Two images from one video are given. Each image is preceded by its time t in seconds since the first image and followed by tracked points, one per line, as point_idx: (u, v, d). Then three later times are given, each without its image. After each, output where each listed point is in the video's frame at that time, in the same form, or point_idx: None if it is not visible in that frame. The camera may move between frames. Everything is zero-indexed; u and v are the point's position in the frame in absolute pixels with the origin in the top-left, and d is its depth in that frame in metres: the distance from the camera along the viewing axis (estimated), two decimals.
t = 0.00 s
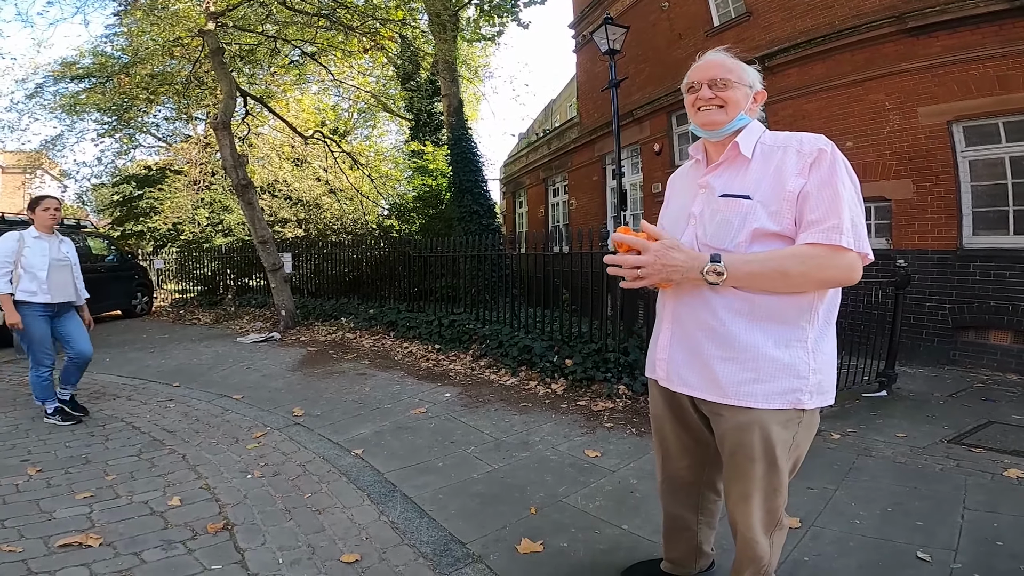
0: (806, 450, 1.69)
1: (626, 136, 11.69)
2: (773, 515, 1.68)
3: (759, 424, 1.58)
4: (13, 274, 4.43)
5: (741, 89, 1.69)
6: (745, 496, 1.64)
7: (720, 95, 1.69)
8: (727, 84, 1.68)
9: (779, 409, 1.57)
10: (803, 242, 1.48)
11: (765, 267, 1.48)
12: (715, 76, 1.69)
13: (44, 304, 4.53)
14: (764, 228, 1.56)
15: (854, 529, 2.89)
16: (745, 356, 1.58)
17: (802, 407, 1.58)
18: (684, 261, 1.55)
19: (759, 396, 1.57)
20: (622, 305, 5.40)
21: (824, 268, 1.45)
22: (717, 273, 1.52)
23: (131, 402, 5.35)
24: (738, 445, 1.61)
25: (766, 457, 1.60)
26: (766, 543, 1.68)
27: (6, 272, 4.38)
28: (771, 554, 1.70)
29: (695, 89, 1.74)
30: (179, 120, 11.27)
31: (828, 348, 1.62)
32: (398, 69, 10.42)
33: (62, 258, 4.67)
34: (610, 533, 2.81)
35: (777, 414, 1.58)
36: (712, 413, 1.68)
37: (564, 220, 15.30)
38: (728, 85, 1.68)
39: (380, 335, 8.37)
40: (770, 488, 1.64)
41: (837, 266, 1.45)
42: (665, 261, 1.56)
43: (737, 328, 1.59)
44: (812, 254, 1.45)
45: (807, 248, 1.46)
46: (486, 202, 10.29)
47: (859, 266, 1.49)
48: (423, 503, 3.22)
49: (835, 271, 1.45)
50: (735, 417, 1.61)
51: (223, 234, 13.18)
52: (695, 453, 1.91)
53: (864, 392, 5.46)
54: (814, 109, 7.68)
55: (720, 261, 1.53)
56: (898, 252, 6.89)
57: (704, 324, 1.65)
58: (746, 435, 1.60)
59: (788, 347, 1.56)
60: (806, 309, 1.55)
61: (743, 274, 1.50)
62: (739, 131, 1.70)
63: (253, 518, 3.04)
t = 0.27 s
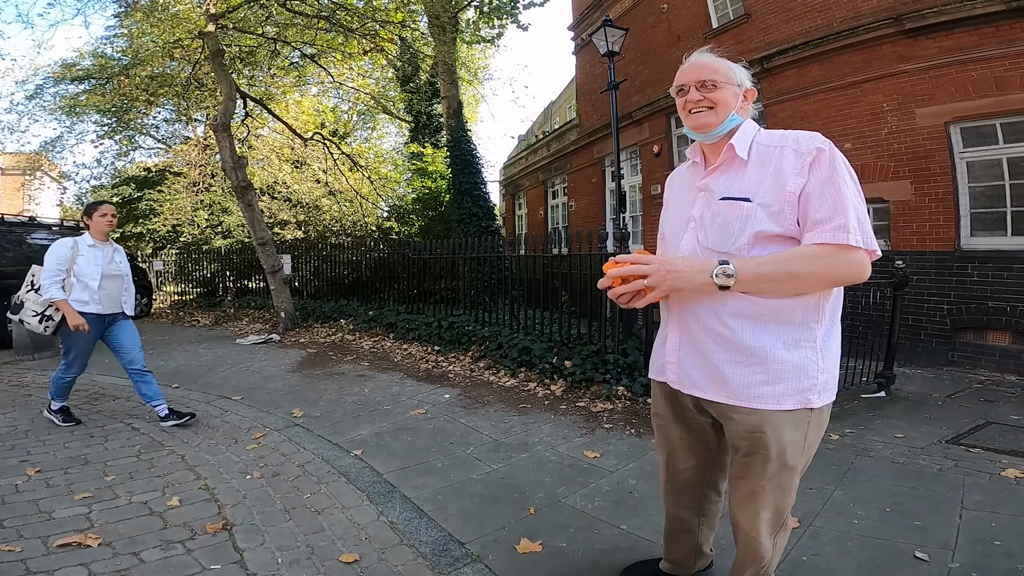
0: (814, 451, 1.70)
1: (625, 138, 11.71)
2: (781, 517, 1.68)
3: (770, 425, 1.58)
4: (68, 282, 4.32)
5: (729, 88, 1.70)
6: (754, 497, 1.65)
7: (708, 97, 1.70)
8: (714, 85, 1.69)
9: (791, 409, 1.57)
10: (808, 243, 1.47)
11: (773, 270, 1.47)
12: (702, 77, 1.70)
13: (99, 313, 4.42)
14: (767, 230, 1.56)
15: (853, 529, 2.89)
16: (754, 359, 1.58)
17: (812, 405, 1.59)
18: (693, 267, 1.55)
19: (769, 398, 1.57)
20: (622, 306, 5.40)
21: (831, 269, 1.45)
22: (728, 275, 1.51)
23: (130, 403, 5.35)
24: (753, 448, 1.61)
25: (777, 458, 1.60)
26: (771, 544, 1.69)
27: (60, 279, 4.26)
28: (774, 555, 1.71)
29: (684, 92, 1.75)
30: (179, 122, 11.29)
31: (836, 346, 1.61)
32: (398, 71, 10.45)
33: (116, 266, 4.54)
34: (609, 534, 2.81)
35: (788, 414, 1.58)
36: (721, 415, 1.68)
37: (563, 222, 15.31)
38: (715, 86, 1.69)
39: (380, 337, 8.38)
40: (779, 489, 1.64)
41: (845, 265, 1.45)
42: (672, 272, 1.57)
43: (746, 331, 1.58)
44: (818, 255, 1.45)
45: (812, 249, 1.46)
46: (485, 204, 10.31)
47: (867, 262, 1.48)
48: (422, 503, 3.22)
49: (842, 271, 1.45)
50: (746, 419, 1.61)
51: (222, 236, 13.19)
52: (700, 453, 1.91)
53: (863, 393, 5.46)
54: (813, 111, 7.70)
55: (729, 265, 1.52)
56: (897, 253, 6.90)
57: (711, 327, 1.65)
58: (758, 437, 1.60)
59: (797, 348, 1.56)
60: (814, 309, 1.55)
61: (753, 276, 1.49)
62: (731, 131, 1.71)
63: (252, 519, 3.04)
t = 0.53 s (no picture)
0: (817, 455, 1.70)
1: (626, 140, 11.73)
2: (783, 519, 1.68)
3: (773, 428, 1.58)
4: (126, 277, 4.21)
5: (740, 92, 1.70)
6: (757, 499, 1.64)
7: (719, 100, 1.70)
8: (725, 88, 1.69)
9: (793, 413, 1.57)
10: (816, 247, 1.47)
11: (779, 272, 1.47)
12: (714, 80, 1.70)
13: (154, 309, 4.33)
14: (773, 233, 1.56)
15: (855, 531, 2.89)
16: (758, 361, 1.58)
17: (815, 410, 1.59)
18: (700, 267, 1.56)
19: (772, 401, 1.57)
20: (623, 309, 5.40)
21: (837, 273, 1.45)
22: (734, 277, 1.51)
23: (131, 405, 5.35)
24: (756, 451, 1.61)
25: (780, 461, 1.60)
26: (774, 547, 1.69)
27: (119, 273, 4.16)
28: (778, 558, 1.71)
29: (695, 95, 1.76)
30: (179, 124, 11.29)
31: (840, 351, 1.61)
32: (398, 73, 10.45)
33: (172, 261, 4.50)
34: (612, 536, 2.80)
35: (791, 417, 1.58)
36: (724, 418, 1.68)
37: (563, 224, 15.33)
38: (727, 89, 1.70)
39: (380, 339, 8.38)
40: (782, 492, 1.64)
41: (851, 270, 1.45)
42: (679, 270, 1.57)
43: (749, 333, 1.59)
44: (824, 259, 1.45)
45: (820, 253, 1.46)
46: (486, 206, 10.31)
47: (873, 267, 1.48)
48: (424, 506, 3.21)
49: (848, 276, 1.45)
50: (748, 422, 1.61)
51: (223, 238, 13.19)
52: (703, 456, 1.91)
53: (864, 395, 5.46)
54: (813, 113, 7.72)
55: (736, 268, 1.52)
56: (897, 256, 6.91)
57: (715, 329, 1.65)
58: (761, 440, 1.60)
59: (800, 352, 1.56)
60: (818, 313, 1.55)
61: (760, 279, 1.49)
62: (741, 135, 1.71)
63: (253, 521, 3.04)
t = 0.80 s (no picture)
0: (823, 458, 1.68)
1: (628, 142, 11.72)
2: (788, 525, 1.66)
3: (776, 434, 1.56)
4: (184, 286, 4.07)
5: (746, 93, 1.69)
6: (761, 505, 1.63)
7: (724, 101, 1.69)
8: (730, 89, 1.68)
9: (797, 418, 1.55)
10: (821, 251, 1.46)
11: (782, 277, 1.46)
12: (719, 81, 1.69)
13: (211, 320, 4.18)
14: (777, 237, 1.54)
15: (859, 536, 2.86)
16: (761, 366, 1.56)
17: (820, 416, 1.57)
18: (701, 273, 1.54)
19: (775, 406, 1.55)
20: (625, 311, 5.37)
21: (841, 278, 1.43)
22: (737, 283, 1.49)
23: (131, 407, 5.34)
24: (760, 457, 1.59)
25: (784, 467, 1.58)
26: (779, 552, 1.67)
27: (177, 283, 4.01)
28: (782, 563, 1.69)
29: (700, 96, 1.74)
30: (182, 125, 11.31)
31: (846, 356, 1.59)
32: (400, 75, 10.45)
33: (229, 269, 4.34)
34: (613, 541, 2.78)
35: (794, 423, 1.56)
36: (727, 423, 1.66)
37: (565, 226, 15.32)
38: (731, 90, 1.68)
39: (381, 341, 8.38)
40: (787, 497, 1.62)
41: (857, 275, 1.43)
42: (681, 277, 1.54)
43: (753, 338, 1.57)
44: (828, 263, 1.44)
45: (825, 257, 1.45)
46: (488, 208, 10.30)
47: (880, 272, 1.46)
48: (424, 510, 3.19)
49: (853, 281, 1.44)
50: (751, 427, 1.59)
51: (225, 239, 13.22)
52: (707, 460, 1.89)
53: (867, 398, 5.42)
54: (816, 115, 7.70)
55: (738, 273, 1.50)
56: (901, 258, 6.87)
57: (717, 333, 1.63)
58: (765, 445, 1.58)
59: (805, 357, 1.54)
60: (823, 318, 1.53)
61: (763, 284, 1.47)
62: (747, 135, 1.69)
63: (253, 524, 3.02)
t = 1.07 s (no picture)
0: (821, 467, 1.65)
1: (628, 144, 11.71)
2: (785, 535, 1.63)
3: (774, 442, 1.54)
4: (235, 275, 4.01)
5: (744, 93, 1.67)
6: (757, 514, 1.60)
7: (721, 102, 1.67)
8: (728, 90, 1.66)
9: (795, 427, 1.53)
10: (822, 257, 1.44)
11: (780, 282, 1.44)
12: (717, 81, 1.66)
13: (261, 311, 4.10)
14: (777, 241, 1.52)
15: (860, 541, 2.83)
16: (759, 374, 1.54)
17: (818, 424, 1.54)
18: (700, 276, 1.53)
19: (772, 414, 1.53)
20: (624, 313, 5.35)
21: (841, 284, 1.41)
22: (734, 288, 1.48)
23: (129, 408, 5.32)
24: (757, 466, 1.56)
25: (780, 476, 1.56)
26: (776, 562, 1.64)
27: (227, 272, 3.95)
28: (780, 573, 1.66)
29: (698, 97, 1.72)
30: (183, 126, 11.31)
31: (846, 364, 1.57)
32: (401, 76, 10.44)
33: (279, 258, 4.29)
34: (611, 546, 2.75)
35: (793, 432, 1.53)
36: (724, 431, 1.64)
37: (565, 228, 15.30)
38: (730, 90, 1.66)
39: (381, 344, 8.36)
40: (783, 507, 1.59)
41: (858, 280, 1.41)
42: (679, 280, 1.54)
43: (750, 345, 1.55)
44: (829, 269, 1.42)
45: (825, 263, 1.42)
46: (488, 210, 10.28)
47: (881, 278, 1.44)
48: (421, 514, 3.17)
49: (853, 288, 1.41)
50: (749, 436, 1.57)
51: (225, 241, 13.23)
52: (703, 467, 1.86)
53: (868, 401, 5.39)
54: (817, 117, 7.68)
55: (737, 278, 1.49)
56: (902, 261, 6.84)
57: (714, 339, 1.61)
58: (761, 454, 1.55)
59: (804, 364, 1.51)
60: (823, 325, 1.51)
61: (761, 290, 1.46)
62: (746, 136, 1.67)
63: (247, 528, 3.00)
